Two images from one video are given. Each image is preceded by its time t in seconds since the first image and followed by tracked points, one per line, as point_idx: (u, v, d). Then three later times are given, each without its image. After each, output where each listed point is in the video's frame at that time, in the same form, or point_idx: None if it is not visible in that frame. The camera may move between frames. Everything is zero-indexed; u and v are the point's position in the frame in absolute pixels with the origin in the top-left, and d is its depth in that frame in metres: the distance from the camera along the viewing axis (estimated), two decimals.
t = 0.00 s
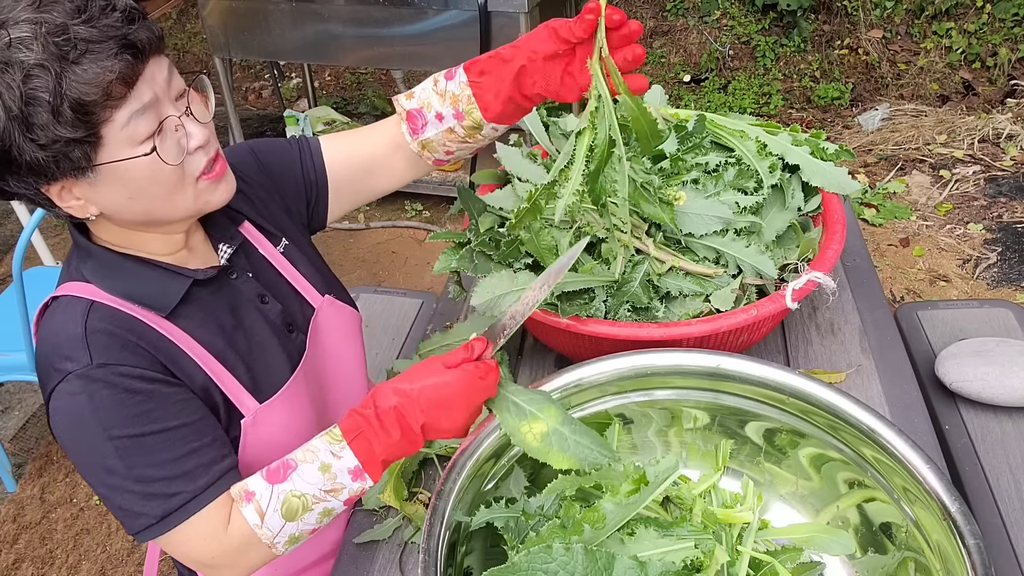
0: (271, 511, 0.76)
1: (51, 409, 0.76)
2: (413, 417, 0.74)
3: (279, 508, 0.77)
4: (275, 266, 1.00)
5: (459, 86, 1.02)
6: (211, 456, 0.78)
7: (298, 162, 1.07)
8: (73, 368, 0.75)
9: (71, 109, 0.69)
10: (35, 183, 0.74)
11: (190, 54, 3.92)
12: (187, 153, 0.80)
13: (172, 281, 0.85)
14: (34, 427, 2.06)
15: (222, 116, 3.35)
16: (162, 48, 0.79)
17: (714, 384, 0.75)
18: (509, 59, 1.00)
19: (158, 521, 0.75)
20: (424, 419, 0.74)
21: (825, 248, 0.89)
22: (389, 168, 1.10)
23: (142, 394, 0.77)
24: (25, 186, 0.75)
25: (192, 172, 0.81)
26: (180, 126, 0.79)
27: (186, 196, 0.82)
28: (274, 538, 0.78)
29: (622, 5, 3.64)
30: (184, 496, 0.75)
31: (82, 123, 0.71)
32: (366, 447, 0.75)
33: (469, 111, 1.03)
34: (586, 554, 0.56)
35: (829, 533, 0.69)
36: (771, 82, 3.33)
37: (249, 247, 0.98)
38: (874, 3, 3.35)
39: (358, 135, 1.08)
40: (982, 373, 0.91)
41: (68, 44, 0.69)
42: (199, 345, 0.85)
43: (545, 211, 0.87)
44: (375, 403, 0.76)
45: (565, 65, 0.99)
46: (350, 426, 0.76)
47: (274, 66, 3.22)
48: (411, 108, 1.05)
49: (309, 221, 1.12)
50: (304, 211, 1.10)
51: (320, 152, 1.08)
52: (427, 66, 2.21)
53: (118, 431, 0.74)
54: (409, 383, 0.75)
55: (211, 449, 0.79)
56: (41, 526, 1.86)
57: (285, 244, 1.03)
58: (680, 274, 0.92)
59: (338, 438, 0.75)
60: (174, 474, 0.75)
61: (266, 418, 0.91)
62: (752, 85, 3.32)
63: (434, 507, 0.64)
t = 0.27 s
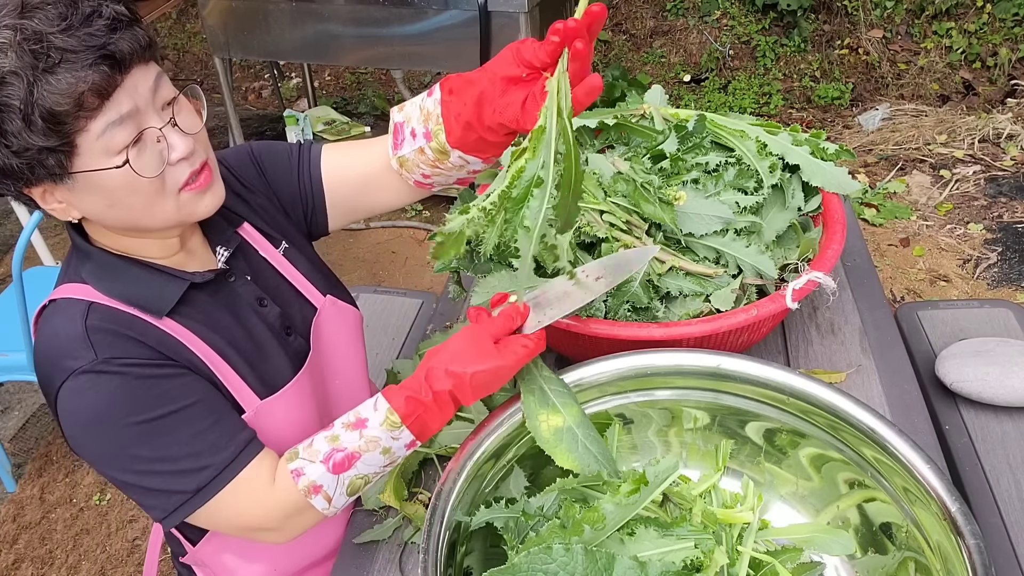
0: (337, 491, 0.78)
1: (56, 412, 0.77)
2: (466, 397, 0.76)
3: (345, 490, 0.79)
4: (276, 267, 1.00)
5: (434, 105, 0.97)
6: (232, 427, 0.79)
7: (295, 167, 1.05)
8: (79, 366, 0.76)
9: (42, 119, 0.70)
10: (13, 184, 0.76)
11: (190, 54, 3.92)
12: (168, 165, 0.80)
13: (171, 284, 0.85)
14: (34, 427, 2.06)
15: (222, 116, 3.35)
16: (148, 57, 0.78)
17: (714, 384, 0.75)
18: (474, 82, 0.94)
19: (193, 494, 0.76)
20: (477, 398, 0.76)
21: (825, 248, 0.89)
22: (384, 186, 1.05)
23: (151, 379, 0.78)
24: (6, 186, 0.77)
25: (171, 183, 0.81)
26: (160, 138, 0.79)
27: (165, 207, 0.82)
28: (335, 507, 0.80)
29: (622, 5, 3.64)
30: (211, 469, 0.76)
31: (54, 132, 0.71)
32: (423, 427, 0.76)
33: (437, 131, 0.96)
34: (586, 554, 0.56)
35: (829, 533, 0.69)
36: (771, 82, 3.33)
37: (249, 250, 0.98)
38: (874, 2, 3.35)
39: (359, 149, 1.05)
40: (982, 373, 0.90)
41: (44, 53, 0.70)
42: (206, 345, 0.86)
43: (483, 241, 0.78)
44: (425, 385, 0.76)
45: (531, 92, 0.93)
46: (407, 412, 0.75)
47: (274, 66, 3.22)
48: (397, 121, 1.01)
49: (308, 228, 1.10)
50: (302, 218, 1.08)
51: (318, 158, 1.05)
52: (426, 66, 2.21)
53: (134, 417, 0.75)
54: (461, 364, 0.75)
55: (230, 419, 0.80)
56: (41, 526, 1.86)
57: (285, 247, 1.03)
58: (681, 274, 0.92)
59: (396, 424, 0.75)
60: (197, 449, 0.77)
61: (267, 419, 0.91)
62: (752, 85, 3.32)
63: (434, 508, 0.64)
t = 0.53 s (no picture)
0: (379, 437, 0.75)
1: (80, 418, 0.78)
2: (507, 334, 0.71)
3: (387, 438, 0.76)
4: (274, 269, 1.00)
5: (428, 147, 0.93)
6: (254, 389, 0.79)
7: (289, 178, 1.04)
8: (93, 365, 0.76)
9: (28, 126, 0.70)
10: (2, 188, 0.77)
11: (190, 54, 3.92)
12: (156, 175, 0.79)
13: (175, 285, 0.85)
14: (34, 427, 2.06)
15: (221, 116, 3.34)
16: (142, 66, 0.78)
17: (715, 384, 0.75)
18: (474, 139, 0.88)
19: (235, 459, 0.77)
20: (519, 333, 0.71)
21: (825, 248, 0.89)
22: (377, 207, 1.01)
23: (167, 358, 0.78)
24: None
25: (160, 194, 0.81)
26: (149, 149, 0.79)
27: (153, 217, 0.81)
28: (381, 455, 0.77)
29: (622, 5, 3.64)
30: (248, 431, 0.76)
31: (40, 140, 0.72)
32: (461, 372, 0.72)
33: (427, 175, 0.93)
34: (586, 555, 0.56)
35: (829, 533, 0.69)
36: (771, 82, 3.33)
37: (248, 251, 0.98)
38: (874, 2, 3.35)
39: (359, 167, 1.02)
40: (982, 374, 0.90)
41: (32, 61, 0.70)
42: (218, 333, 0.87)
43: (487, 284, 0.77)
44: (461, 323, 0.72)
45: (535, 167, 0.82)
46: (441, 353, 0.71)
47: (274, 66, 3.22)
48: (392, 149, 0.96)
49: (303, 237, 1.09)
50: (295, 228, 1.08)
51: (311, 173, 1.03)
52: (426, 66, 2.21)
53: (158, 400, 0.76)
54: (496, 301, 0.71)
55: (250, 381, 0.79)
56: (41, 526, 1.86)
57: (284, 248, 1.04)
58: (681, 274, 0.92)
59: (429, 368, 0.71)
60: (226, 418, 0.77)
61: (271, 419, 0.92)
62: (752, 85, 3.32)
63: (435, 509, 0.64)
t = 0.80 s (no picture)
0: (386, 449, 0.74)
1: (83, 423, 0.78)
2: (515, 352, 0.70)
3: (392, 448, 0.75)
4: (275, 270, 1.00)
5: (439, 169, 0.93)
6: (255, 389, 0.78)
7: (290, 183, 1.04)
8: (95, 368, 0.76)
9: (34, 125, 0.71)
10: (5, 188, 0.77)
11: (190, 54, 3.92)
12: (161, 178, 0.79)
13: (175, 288, 0.85)
14: (34, 427, 2.06)
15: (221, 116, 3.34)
16: (149, 69, 0.78)
17: (714, 384, 0.75)
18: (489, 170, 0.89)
19: (236, 461, 0.76)
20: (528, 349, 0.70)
21: (826, 248, 0.89)
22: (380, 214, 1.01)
23: (169, 360, 0.78)
24: None
25: (165, 197, 0.80)
26: (154, 151, 0.78)
27: (157, 219, 0.81)
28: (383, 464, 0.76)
29: (622, 5, 3.64)
30: (249, 432, 0.76)
31: (46, 139, 0.72)
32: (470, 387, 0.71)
33: (435, 199, 0.93)
34: (586, 555, 0.56)
35: (829, 533, 0.69)
36: (771, 82, 3.33)
37: (248, 253, 0.98)
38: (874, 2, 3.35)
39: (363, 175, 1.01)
40: (982, 373, 0.90)
41: (41, 61, 0.71)
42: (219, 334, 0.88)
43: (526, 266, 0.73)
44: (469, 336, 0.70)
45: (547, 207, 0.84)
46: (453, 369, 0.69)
47: (274, 67, 3.22)
48: (401, 163, 0.96)
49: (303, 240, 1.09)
50: (295, 232, 1.08)
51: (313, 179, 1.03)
52: (426, 66, 2.21)
53: (159, 402, 0.76)
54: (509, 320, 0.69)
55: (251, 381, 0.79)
56: (41, 526, 1.86)
57: (284, 250, 1.04)
58: (681, 274, 0.92)
59: (442, 383, 0.70)
60: (228, 419, 0.76)
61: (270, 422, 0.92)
62: (752, 85, 3.32)
63: (435, 509, 0.64)
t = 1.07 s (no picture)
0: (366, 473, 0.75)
1: (71, 430, 0.78)
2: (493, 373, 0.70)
3: (373, 477, 0.76)
4: (275, 271, 1.01)
5: (464, 173, 0.94)
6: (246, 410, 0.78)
7: (292, 183, 1.04)
8: (86, 378, 0.76)
9: (53, 114, 0.70)
10: (12, 182, 0.76)
11: (190, 54, 3.92)
12: (172, 174, 0.80)
13: (172, 295, 0.85)
14: (34, 427, 2.06)
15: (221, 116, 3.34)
16: (163, 65, 0.79)
17: (714, 384, 0.75)
18: (521, 175, 0.92)
19: (219, 483, 0.76)
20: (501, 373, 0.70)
21: (826, 248, 0.89)
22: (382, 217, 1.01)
23: (160, 377, 0.77)
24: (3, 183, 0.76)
25: (175, 194, 0.81)
26: (166, 147, 0.79)
27: (164, 216, 0.81)
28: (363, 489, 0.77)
29: (622, 5, 3.64)
30: (235, 455, 0.75)
31: (63, 130, 0.72)
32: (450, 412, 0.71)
33: (462, 204, 0.95)
34: (586, 555, 0.56)
35: (829, 533, 0.69)
36: (771, 82, 3.33)
37: (248, 255, 0.99)
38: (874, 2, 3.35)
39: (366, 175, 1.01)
40: (982, 374, 0.91)
41: (61, 50, 0.71)
42: (212, 346, 0.87)
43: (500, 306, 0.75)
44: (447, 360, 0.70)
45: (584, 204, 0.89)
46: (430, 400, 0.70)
47: (275, 67, 3.22)
48: (416, 170, 0.96)
49: (303, 240, 1.09)
50: (296, 233, 1.07)
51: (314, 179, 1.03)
52: (426, 66, 2.21)
53: (148, 419, 0.75)
54: (486, 340, 0.69)
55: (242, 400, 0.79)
56: (41, 526, 1.86)
57: (285, 251, 1.04)
58: (681, 274, 0.92)
59: (421, 413, 0.70)
60: (215, 439, 0.76)
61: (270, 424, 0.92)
62: (752, 85, 3.32)
63: (436, 509, 0.64)
